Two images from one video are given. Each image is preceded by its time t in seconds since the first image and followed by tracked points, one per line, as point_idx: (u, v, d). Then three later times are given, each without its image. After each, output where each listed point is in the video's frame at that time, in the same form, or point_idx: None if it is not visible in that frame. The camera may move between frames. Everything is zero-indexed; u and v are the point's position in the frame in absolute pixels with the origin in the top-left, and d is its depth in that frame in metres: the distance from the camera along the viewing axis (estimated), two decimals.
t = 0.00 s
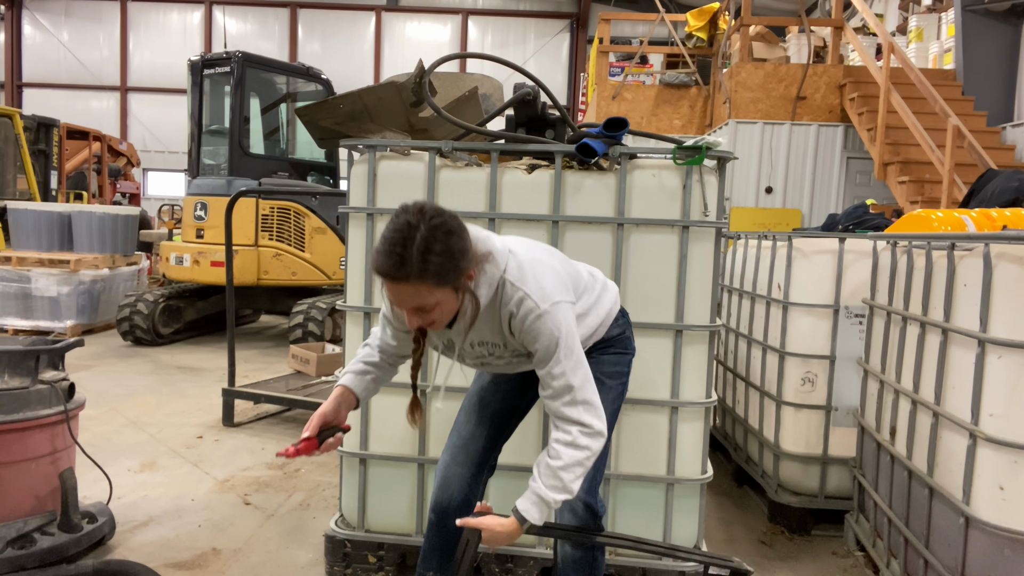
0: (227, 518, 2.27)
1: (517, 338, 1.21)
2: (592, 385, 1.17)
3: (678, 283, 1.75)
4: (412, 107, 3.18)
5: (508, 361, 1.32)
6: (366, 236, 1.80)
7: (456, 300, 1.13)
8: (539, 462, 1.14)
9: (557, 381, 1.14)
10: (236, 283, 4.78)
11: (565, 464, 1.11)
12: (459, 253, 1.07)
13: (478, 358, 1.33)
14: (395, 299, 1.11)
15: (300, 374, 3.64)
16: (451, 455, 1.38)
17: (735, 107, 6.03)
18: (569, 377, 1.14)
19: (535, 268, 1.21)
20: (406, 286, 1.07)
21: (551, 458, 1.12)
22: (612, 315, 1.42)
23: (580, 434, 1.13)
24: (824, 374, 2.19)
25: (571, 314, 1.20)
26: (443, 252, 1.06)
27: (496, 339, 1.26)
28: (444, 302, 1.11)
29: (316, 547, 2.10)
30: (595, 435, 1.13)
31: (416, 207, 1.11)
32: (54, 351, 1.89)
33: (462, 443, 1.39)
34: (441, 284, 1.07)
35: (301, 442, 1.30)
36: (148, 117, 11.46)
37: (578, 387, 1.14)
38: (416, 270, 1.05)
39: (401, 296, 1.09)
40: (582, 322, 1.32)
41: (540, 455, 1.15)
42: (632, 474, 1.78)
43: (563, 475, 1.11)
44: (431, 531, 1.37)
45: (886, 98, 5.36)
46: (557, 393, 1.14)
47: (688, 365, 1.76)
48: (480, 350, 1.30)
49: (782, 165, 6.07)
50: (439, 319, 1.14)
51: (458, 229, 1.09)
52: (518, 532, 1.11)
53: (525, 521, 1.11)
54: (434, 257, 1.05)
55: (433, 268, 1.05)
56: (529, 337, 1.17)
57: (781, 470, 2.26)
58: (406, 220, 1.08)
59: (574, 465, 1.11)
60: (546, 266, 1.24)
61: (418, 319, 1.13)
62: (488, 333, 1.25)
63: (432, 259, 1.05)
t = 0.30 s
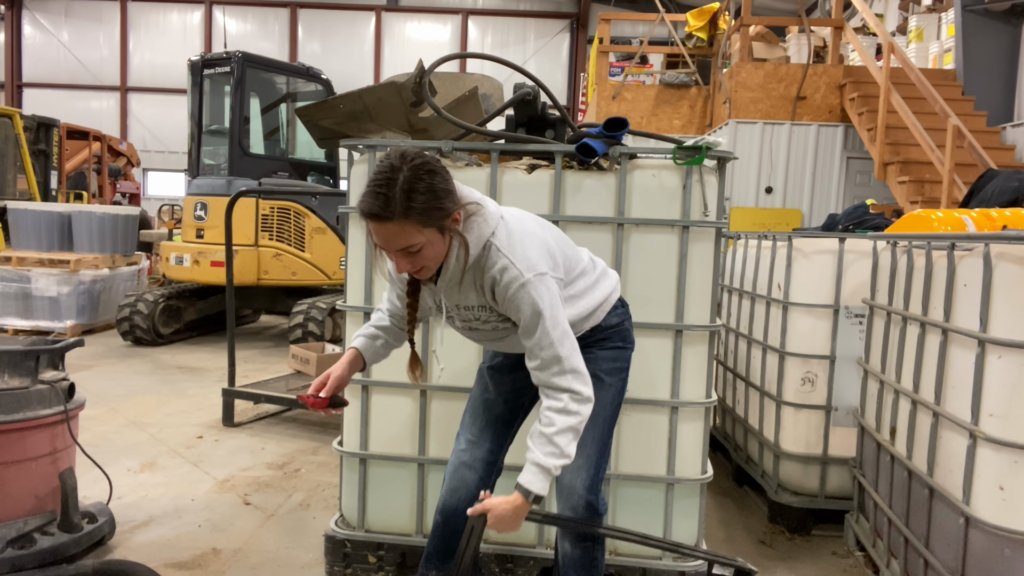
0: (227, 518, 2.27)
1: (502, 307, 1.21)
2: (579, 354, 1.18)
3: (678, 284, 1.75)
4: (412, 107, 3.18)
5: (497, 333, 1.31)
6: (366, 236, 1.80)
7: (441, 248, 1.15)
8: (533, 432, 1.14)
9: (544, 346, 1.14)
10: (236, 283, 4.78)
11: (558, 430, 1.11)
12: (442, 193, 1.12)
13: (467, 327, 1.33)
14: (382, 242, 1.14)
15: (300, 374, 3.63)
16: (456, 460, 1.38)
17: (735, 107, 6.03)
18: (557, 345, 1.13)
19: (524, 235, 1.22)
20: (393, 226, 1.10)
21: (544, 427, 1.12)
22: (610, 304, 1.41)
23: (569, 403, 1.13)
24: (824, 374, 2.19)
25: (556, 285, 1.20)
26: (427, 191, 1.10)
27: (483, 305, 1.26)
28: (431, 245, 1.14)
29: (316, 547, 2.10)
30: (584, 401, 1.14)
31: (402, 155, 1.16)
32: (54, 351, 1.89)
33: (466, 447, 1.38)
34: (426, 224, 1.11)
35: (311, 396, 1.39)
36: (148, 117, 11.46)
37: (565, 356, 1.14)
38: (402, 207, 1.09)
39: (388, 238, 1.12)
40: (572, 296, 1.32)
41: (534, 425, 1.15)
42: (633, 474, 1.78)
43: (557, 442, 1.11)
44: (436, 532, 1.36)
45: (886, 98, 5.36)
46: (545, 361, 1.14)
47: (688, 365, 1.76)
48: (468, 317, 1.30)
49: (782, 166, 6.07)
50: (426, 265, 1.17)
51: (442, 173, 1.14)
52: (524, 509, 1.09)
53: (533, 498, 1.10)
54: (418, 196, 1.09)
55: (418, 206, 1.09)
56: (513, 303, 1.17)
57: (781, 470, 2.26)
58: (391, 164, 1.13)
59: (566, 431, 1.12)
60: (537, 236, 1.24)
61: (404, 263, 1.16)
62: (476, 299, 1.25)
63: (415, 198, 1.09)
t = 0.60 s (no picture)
0: (227, 518, 2.27)
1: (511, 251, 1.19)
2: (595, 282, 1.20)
3: (678, 284, 1.75)
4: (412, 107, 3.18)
5: (498, 293, 1.26)
6: (366, 236, 1.80)
7: (439, 190, 1.11)
8: (555, 351, 1.15)
9: (564, 278, 1.14)
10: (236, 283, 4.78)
11: (584, 346, 1.13)
12: (440, 133, 1.06)
13: (468, 289, 1.28)
14: (379, 184, 1.08)
15: (300, 374, 3.63)
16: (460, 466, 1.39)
17: (735, 107, 6.03)
18: (576, 277, 1.15)
19: (526, 177, 1.22)
20: (389, 164, 1.05)
21: (570, 346, 1.14)
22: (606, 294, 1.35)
23: (593, 324, 1.15)
24: (824, 374, 2.19)
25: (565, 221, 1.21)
26: (424, 131, 1.05)
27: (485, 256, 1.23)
28: (428, 185, 1.09)
29: (316, 547, 2.10)
30: (607, 320, 1.17)
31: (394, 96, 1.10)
32: (54, 351, 1.89)
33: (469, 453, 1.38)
34: (424, 162, 1.06)
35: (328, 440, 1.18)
36: (148, 117, 11.46)
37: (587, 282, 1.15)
38: (400, 143, 1.04)
39: (385, 177, 1.06)
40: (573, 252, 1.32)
41: (555, 346, 1.16)
42: (632, 474, 1.78)
43: (582, 358, 1.13)
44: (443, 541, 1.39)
45: (886, 98, 5.36)
46: (568, 288, 1.15)
47: (688, 365, 1.76)
48: (466, 273, 1.26)
49: (782, 166, 6.06)
50: (422, 209, 1.12)
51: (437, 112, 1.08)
52: (543, 419, 1.09)
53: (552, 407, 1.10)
54: (416, 134, 1.04)
55: (416, 145, 1.04)
56: (526, 243, 1.15)
57: (781, 470, 2.26)
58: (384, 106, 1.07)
59: (592, 348, 1.14)
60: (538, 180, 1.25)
61: (399, 205, 1.11)
62: (479, 248, 1.22)
63: (414, 135, 1.04)
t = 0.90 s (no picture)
0: (227, 518, 2.27)
1: (536, 188, 1.21)
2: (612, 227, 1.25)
3: (678, 283, 1.75)
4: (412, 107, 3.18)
5: (515, 242, 1.25)
6: (366, 236, 1.80)
7: (466, 124, 1.13)
8: (570, 282, 1.18)
9: (589, 211, 1.18)
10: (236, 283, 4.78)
11: (599, 280, 1.17)
12: (471, 65, 1.10)
13: (485, 239, 1.26)
14: (408, 112, 1.09)
15: (300, 373, 3.63)
16: (459, 478, 1.37)
17: (735, 107, 6.03)
18: (599, 211, 1.19)
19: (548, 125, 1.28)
20: (421, 90, 1.06)
21: (588, 278, 1.17)
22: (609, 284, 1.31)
23: (613, 261, 1.19)
24: (824, 374, 2.19)
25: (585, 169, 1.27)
26: (458, 59, 1.08)
27: (506, 196, 1.24)
28: (456, 116, 1.11)
29: (317, 547, 2.10)
30: (625, 262, 1.20)
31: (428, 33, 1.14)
32: (54, 351, 1.90)
33: (466, 466, 1.36)
34: (454, 92, 1.09)
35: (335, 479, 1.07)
36: (148, 117, 11.46)
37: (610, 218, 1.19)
38: (434, 68, 1.06)
39: (415, 104, 1.08)
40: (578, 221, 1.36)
41: (572, 278, 1.19)
42: (632, 475, 1.78)
43: (595, 290, 1.17)
44: (446, 554, 1.37)
45: (886, 98, 5.36)
46: (593, 221, 1.18)
47: (688, 365, 1.76)
48: (485, 217, 1.25)
49: (782, 166, 6.06)
50: (449, 143, 1.14)
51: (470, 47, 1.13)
52: (544, 339, 1.15)
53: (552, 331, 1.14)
54: (450, 61, 1.07)
55: (450, 71, 1.07)
56: (556, 174, 1.18)
57: (781, 469, 2.26)
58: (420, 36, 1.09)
59: (606, 283, 1.18)
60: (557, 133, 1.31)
61: (425, 136, 1.12)
62: (502, 189, 1.23)
63: (449, 63, 1.07)
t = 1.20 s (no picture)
0: (227, 518, 2.27)
1: (544, 163, 1.23)
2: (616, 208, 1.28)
3: (678, 283, 1.75)
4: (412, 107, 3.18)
5: (521, 217, 1.24)
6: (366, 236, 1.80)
7: (477, 101, 1.15)
8: (576, 258, 1.21)
9: (598, 187, 1.21)
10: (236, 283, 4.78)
11: (605, 256, 1.19)
12: (484, 41, 1.11)
13: (491, 213, 1.25)
14: (421, 88, 1.10)
15: (300, 373, 3.63)
16: (457, 483, 1.36)
17: (735, 107, 6.03)
18: (607, 188, 1.22)
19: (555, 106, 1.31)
20: (436, 68, 1.07)
21: (595, 254, 1.19)
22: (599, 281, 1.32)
23: (619, 238, 1.21)
24: (824, 374, 2.19)
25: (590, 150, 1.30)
26: (472, 35, 1.09)
27: (514, 170, 1.25)
28: (468, 94, 1.12)
29: (316, 547, 2.10)
30: (629, 241, 1.23)
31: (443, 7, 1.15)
32: (54, 351, 1.90)
33: (464, 472, 1.35)
34: (467, 69, 1.10)
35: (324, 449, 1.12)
36: (148, 117, 11.46)
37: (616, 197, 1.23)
38: (448, 44, 1.07)
39: (428, 80, 1.09)
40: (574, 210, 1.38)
41: (579, 254, 1.21)
42: (632, 474, 1.78)
43: (601, 267, 1.19)
44: (448, 558, 1.34)
45: (886, 98, 5.36)
46: (600, 198, 1.21)
47: (688, 365, 1.76)
48: (491, 191, 1.25)
49: (782, 166, 6.05)
50: (461, 119, 1.15)
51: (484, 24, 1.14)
52: (548, 312, 1.16)
53: (556, 303, 1.16)
54: (464, 37, 1.08)
55: (465, 47, 1.08)
56: (568, 148, 1.21)
57: (781, 469, 2.26)
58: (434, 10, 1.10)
59: (612, 260, 1.20)
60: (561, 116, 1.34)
61: (436, 112, 1.13)
62: (512, 162, 1.24)
63: (463, 39, 1.08)
